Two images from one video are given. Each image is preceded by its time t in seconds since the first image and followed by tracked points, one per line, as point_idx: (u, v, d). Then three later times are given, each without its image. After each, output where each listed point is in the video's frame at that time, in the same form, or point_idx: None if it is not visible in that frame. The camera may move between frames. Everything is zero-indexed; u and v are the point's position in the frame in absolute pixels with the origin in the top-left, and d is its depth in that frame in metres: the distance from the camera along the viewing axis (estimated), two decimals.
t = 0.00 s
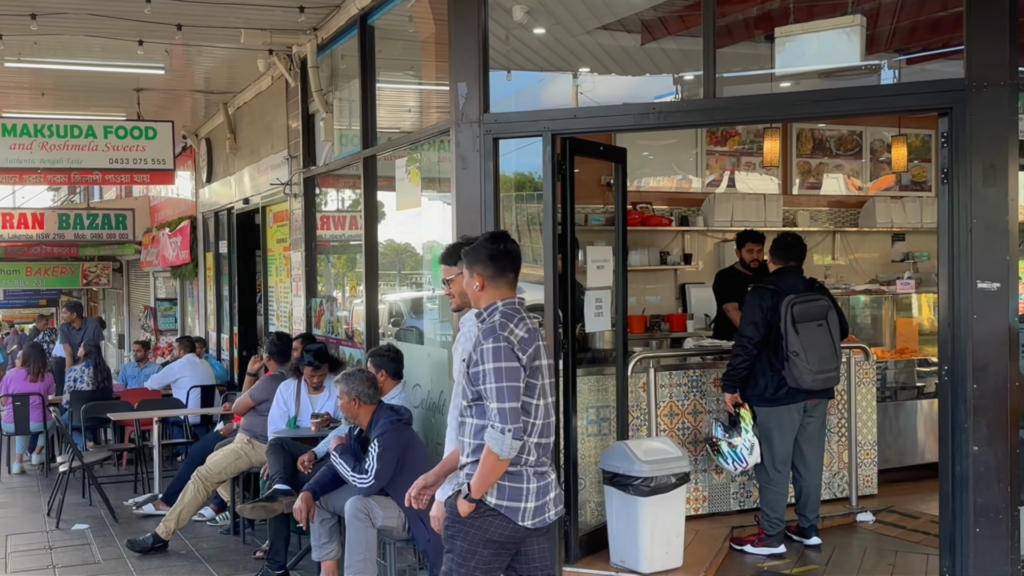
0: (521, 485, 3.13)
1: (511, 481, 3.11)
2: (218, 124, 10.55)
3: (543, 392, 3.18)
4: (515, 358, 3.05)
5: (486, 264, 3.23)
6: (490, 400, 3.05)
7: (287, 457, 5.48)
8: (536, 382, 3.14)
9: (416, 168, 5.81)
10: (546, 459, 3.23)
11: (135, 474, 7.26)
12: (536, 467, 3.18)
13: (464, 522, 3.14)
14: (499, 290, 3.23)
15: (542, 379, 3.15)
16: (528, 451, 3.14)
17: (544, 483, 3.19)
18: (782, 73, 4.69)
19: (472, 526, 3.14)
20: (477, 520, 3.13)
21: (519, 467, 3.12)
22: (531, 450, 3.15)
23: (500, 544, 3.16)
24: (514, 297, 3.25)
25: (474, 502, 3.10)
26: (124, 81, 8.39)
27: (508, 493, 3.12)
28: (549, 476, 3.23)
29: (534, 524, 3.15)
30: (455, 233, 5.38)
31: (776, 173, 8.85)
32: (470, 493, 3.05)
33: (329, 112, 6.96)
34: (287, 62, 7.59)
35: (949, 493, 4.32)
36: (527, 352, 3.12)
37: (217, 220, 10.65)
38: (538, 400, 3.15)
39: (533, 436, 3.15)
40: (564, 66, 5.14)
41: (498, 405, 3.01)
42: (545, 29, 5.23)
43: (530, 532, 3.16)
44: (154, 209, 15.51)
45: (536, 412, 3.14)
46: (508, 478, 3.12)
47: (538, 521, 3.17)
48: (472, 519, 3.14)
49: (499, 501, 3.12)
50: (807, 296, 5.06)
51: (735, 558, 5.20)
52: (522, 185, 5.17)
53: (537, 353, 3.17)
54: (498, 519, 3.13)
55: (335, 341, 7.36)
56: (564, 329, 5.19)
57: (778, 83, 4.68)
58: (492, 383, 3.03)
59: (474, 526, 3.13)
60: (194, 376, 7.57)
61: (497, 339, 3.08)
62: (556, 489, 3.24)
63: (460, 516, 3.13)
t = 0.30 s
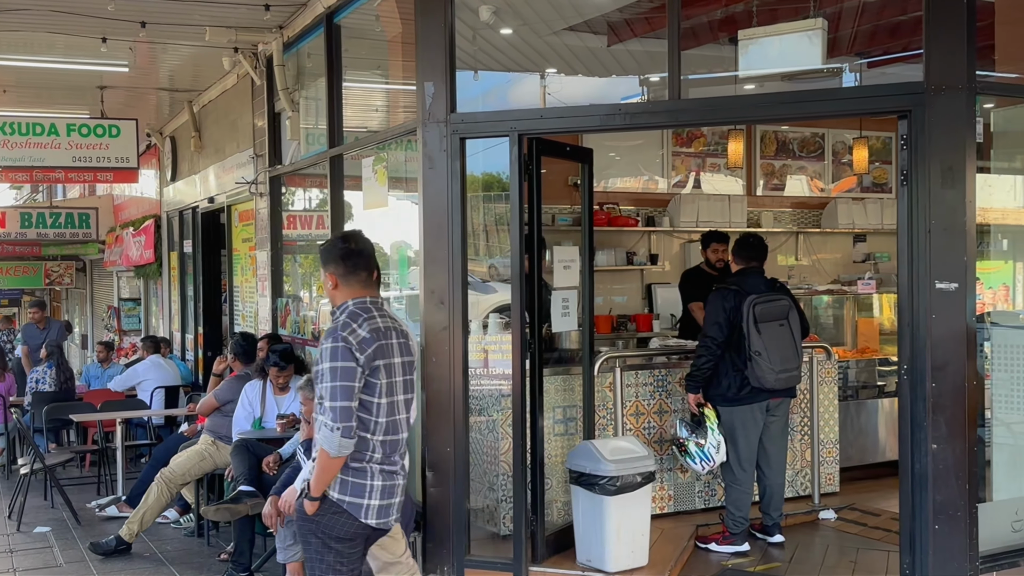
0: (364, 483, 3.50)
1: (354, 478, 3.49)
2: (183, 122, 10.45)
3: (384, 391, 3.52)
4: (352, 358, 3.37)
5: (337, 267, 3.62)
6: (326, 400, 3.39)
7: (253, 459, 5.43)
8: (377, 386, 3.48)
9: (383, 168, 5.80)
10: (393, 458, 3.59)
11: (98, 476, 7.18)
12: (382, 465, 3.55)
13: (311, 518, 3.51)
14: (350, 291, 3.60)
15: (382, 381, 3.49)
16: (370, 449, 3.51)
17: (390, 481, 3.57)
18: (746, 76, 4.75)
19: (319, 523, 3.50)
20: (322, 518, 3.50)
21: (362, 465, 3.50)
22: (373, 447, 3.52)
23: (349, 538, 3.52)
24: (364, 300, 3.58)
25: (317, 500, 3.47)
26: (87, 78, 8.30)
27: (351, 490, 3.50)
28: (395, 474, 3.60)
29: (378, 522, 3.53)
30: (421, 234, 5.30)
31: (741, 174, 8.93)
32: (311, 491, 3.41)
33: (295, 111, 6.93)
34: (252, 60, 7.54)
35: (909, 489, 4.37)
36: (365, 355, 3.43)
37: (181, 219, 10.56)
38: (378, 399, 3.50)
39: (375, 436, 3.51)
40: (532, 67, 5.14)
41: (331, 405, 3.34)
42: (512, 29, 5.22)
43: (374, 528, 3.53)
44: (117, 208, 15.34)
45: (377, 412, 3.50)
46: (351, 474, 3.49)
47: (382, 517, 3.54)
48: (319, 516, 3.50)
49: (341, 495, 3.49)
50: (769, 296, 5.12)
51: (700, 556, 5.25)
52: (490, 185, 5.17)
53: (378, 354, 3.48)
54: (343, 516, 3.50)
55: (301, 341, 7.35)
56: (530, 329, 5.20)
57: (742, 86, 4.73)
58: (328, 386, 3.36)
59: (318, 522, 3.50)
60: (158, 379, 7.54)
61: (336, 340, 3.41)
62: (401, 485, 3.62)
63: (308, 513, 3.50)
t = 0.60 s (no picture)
0: (240, 483, 3.42)
1: (229, 480, 3.41)
2: (144, 120, 10.34)
3: (245, 389, 3.40)
4: (203, 357, 3.29)
5: (205, 270, 3.53)
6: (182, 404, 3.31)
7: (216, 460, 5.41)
8: (236, 387, 3.37)
9: (347, 167, 5.78)
10: (265, 456, 3.50)
11: (59, 478, 7.10)
12: (254, 464, 3.46)
13: (193, 526, 3.44)
14: (217, 292, 3.52)
15: (241, 379, 3.39)
16: (239, 450, 3.41)
17: (266, 480, 3.50)
18: (708, 77, 4.79)
19: (202, 528, 3.44)
20: (207, 522, 3.43)
21: (233, 465, 3.41)
22: (243, 448, 3.42)
23: (234, 540, 3.47)
24: (227, 304, 3.50)
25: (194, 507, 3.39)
26: (47, 74, 8.18)
27: (228, 490, 3.42)
28: (269, 471, 3.51)
29: (259, 517, 3.47)
30: (386, 233, 5.28)
31: (704, 175, 9.00)
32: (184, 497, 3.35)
33: (258, 109, 6.89)
34: (214, 57, 7.49)
35: (866, 485, 4.42)
36: (219, 355, 3.34)
37: (142, 218, 10.47)
38: (238, 399, 3.39)
39: (240, 437, 3.41)
40: (497, 67, 5.15)
41: (185, 408, 3.26)
42: (476, 28, 5.22)
43: (258, 524, 3.48)
44: (77, 206, 15.15)
45: (240, 411, 3.39)
46: (224, 475, 3.41)
47: (263, 513, 3.47)
48: (201, 523, 3.43)
49: (220, 498, 3.41)
50: (731, 296, 5.15)
51: (663, 553, 5.29)
52: (455, 185, 5.17)
53: (233, 353, 3.37)
54: (225, 518, 3.43)
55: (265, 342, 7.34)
56: (495, 329, 5.19)
57: (705, 87, 4.77)
58: (182, 388, 3.29)
59: (205, 527, 3.44)
60: (120, 379, 7.47)
61: (190, 341, 3.32)
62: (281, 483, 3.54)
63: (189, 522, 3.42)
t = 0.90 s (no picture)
0: (100, 477, 3.60)
1: (91, 471, 3.59)
2: (105, 117, 10.23)
3: (116, 382, 3.61)
4: (77, 348, 3.47)
5: (87, 263, 3.71)
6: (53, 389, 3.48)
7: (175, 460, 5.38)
8: (107, 378, 3.58)
9: (309, 165, 5.74)
10: (133, 449, 3.70)
11: (18, 480, 7.03)
12: (119, 456, 3.65)
13: (47, 511, 3.59)
14: (97, 286, 3.70)
15: (113, 371, 3.59)
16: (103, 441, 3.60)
17: (129, 474, 3.69)
18: (671, 78, 4.83)
19: (56, 515, 3.59)
20: (59, 508, 3.60)
21: (96, 457, 3.59)
22: (108, 439, 3.62)
23: (86, 530, 3.64)
24: (106, 298, 3.69)
25: (52, 491, 3.56)
26: (5, 70, 8.07)
27: (88, 483, 3.60)
28: (136, 465, 3.71)
29: (115, 511, 3.64)
30: (348, 233, 5.25)
31: (667, 175, 9.08)
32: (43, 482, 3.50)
33: (219, 106, 6.84)
34: (176, 54, 7.43)
35: (824, 481, 4.49)
36: (95, 346, 3.53)
37: (103, 216, 10.37)
38: (109, 391, 3.59)
39: (108, 427, 3.61)
40: (460, 66, 5.16)
41: (56, 394, 3.43)
42: (440, 28, 5.24)
43: (114, 517, 3.65)
44: (37, 205, 14.96)
45: (109, 402, 3.60)
46: (85, 466, 3.59)
47: (120, 507, 3.65)
48: (55, 508, 3.60)
49: (78, 489, 3.59)
50: (694, 296, 5.19)
51: (625, 551, 5.31)
52: (420, 185, 5.16)
53: (109, 346, 3.58)
54: (80, 507, 3.60)
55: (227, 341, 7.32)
56: (458, 328, 5.19)
57: (667, 88, 4.81)
58: (56, 376, 3.46)
59: (61, 515, 3.61)
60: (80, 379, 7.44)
61: (66, 331, 3.50)
62: (145, 477, 3.74)
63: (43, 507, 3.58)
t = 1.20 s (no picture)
0: None
1: None
2: (65, 115, 10.14)
3: None
4: None
5: None
6: None
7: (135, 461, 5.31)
8: None
9: (272, 163, 5.72)
10: (3, 455, 3.70)
11: None
12: None
13: None
14: None
15: None
16: None
17: None
18: (634, 80, 4.86)
19: None
20: None
21: None
22: None
23: None
24: None
25: None
26: None
27: None
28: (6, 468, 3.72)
29: None
30: (311, 232, 5.22)
31: (630, 176, 9.16)
32: None
33: (182, 104, 6.80)
34: (137, 51, 7.38)
35: (782, 478, 4.55)
36: None
37: (63, 214, 10.27)
38: None
39: None
40: (425, 66, 5.17)
41: None
42: (404, 26, 5.22)
43: None
44: None
45: None
46: None
47: None
48: None
49: None
50: (660, 295, 5.23)
51: (587, 549, 5.33)
52: (385, 184, 5.16)
53: None
54: None
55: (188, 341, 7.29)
56: (422, 327, 5.20)
57: (630, 90, 4.84)
58: None
59: None
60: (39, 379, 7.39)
61: None
62: (17, 481, 3.76)
63: None
